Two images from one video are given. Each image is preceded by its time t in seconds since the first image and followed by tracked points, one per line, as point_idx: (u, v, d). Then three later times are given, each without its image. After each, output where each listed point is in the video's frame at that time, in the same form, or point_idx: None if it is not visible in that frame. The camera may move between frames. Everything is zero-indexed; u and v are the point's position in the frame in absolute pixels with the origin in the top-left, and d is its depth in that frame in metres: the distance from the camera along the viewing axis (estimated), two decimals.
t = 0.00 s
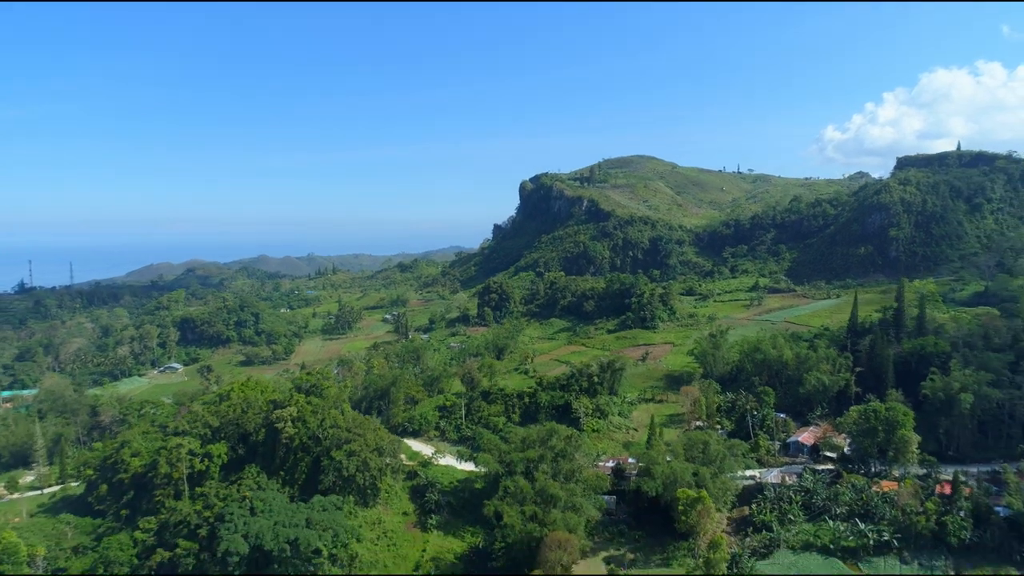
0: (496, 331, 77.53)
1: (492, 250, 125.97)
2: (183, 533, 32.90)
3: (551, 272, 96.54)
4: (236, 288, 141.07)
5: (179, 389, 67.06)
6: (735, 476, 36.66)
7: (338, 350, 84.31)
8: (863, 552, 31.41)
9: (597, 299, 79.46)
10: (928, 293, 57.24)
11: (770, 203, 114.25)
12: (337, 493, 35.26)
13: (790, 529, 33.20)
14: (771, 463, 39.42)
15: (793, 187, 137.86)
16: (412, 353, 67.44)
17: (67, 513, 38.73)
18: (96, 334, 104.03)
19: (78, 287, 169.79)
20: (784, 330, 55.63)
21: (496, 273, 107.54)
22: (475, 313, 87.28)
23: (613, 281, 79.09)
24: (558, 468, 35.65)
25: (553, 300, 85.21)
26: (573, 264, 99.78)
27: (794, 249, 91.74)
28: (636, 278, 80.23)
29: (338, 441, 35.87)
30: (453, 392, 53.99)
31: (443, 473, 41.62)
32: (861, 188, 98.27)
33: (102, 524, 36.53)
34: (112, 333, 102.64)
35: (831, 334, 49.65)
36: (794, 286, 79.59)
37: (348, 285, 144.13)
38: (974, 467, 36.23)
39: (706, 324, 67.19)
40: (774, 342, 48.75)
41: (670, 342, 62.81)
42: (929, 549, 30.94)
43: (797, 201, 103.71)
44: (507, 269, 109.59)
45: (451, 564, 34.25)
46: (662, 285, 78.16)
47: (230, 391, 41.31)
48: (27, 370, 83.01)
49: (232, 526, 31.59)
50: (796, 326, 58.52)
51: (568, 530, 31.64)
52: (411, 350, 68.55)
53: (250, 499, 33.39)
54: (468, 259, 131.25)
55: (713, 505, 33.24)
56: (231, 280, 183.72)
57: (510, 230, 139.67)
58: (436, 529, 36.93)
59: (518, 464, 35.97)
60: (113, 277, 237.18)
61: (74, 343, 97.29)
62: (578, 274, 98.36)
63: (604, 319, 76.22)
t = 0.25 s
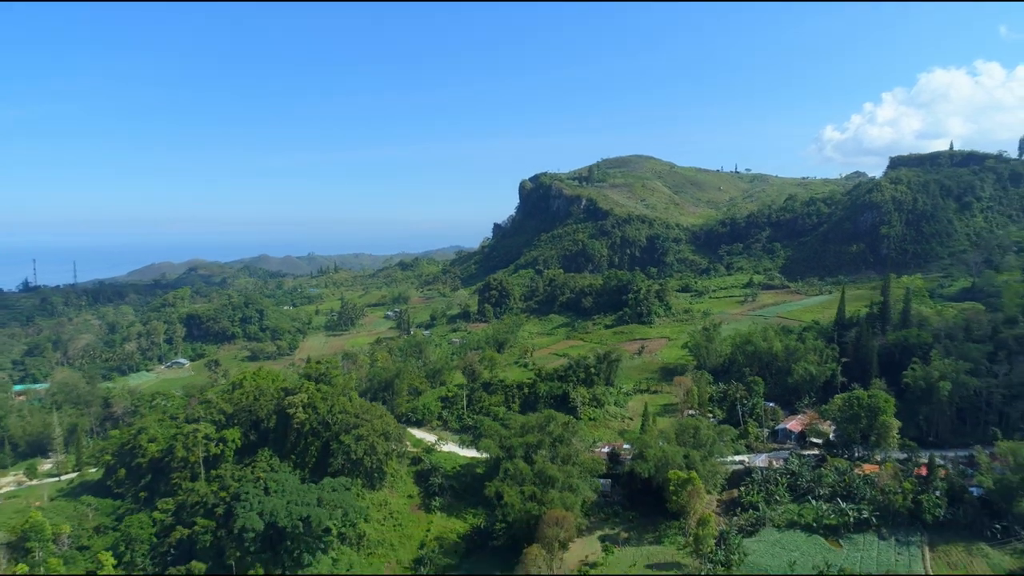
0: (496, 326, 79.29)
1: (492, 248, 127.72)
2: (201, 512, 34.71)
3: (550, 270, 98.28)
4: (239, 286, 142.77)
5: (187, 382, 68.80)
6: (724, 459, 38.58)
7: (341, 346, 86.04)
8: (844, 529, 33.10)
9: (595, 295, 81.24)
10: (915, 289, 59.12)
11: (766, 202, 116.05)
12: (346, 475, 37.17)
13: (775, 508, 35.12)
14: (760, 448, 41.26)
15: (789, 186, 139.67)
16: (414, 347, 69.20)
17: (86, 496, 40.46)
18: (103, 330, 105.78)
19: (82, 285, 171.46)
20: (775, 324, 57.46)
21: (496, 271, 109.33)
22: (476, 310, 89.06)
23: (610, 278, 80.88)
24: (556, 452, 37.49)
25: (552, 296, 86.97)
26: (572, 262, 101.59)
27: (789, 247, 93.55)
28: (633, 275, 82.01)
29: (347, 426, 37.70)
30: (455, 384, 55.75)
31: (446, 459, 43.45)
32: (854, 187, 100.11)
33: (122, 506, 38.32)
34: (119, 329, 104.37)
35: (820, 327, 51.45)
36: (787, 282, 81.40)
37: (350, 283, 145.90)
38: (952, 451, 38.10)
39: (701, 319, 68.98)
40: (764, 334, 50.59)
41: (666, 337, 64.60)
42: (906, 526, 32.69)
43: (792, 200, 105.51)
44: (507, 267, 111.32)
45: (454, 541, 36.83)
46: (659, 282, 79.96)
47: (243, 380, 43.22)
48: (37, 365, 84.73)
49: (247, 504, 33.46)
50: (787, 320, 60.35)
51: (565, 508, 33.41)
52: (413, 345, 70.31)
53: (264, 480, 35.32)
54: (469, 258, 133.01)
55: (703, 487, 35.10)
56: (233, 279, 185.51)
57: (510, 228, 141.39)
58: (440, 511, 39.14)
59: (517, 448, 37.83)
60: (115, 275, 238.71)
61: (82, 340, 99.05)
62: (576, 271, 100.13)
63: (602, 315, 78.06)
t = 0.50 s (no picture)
0: (496, 322, 81.11)
1: (492, 246, 129.54)
2: (217, 493, 36.66)
3: (549, 267, 100.12)
4: (242, 284, 144.57)
5: (195, 376, 70.59)
6: (714, 445, 40.54)
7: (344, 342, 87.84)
8: (826, 508, 34.97)
9: (593, 291, 83.05)
10: (903, 284, 61.01)
11: (761, 201, 117.93)
12: (354, 459, 39.13)
13: (762, 490, 37.02)
14: (749, 435, 43.10)
15: (785, 185, 141.59)
16: (416, 342, 71.07)
17: (105, 481, 42.26)
18: (109, 327, 107.60)
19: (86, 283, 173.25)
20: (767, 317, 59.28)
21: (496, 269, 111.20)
22: (476, 307, 90.87)
23: (608, 275, 82.73)
24: (554, 437, 39.36)
25: (551, 293, 88.79)
26: (571, 260, 103.44)
27: (783, 245, 95.43)
28: (630, 272, 83.85)
29: (355, 412, 39.61)
30: (457, 376, 57.60)
31: (448, 446, 45.32)
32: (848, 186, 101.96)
33: (140, 489, 40.18)
34: (125, 326, 106.22)
35: (809, 320, 53.32)
36: (781, 279, 83.23)
37: (352, 281, 147.73)
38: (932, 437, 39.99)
39: (696, 314, 70.81)
40: (755, 327, 52.44)
41: (661, 331, 66.44)
42: (885, 505, 34.57)
43: (786, 198, 107.39)
44: (507, 264, 113.13)
45: (456, 522, 38.75)
46: (655, 279, 81.81)
47: (254, 370, 45.10)
48: (46, 360, 86.51)
49: (261, 485, 35.46)
50: (779, 314, 62.21)
51: (562, 489, 35.24)
52: (415, 339, 72.18)
53: (277, 463, 37.25)
54: (469, 256, 134.86)
55: (693, 469, 36.86)
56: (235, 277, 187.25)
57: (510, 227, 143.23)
58: (443, 495, 41.05)
59: (517, 433, 39.70)
60: (117, 274, 240.38)
61: (90, 336, 100.86)
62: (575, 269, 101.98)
63: (599, 311, 79.93)
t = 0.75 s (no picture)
0: (496, 317, 83.12)
1: (491, 245, 131.45)
2: (232, 475, 38.60)
3: (548, 264, 102.07)
4: (245, 282, 146.36)
5: (203, 370, 72.46)
6: (704, 431, 42.50)
7: (347, 337, 89.84)
8: (810, 489, 36.87)
9: (590, 288, 84.99)
10: (891, 280, 62.92)
11: (757, 200, 119.87)
12: (362, 444, 41.04)
13: (750, 472, 38.93)
14: (739, 422, 45.01)
15: (781, 184, 143.53)
16: (419, 336, 73.00)
17: (122, 466, 44.16)
18: (116, 324, 109.49)
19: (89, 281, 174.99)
20: (759, 311, 61.14)
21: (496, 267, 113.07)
22: (477, 303, 92.82)
23: (605, 272, 84.67)
24: (552, 423, 41.26)
25: (550, 290, 90.66)
26: (569, 258, 105.35)
27: (777, 243, 97.36)
28: (627, 270, 85.78)
29: (362, 399, 41.57)
30: (458, 368, 59.53)
31: (451, 433, 47.23)
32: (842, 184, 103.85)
33: (156, 473, 42.03)
34: (132, 322, 108.10)
35: (798, 314, 55.25)
36: (775, 276, 85.13)
37: (354, 279, 149.64)
38: (913, 423, 41.98)
39: (691, 309, 72.72)
40: (747, 320, 54.36)
41: (657, 326, 68.30)
42: (865, 486, 36.45)
43: (782, 197, 109.27)
44: (507, 262, 114.99)
45: (459, 504, 40.71)
46: (651, 276, 83.73)
47: (265, 361, 47.11)
48: (56, 355, 88.40)
49: (274, 468, 37.38)
50: (771, 308, 64.10)
51: (560, 471, 37.11)
52: (417, 334, 74.12)
53: (289, 447, 39.17)
54: (469, 254, 136.83)
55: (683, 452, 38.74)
56: (238, 275, 189.16)
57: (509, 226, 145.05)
58: (446, 479, 43.00)
59: (517, 420, 41.62)
60: (120, 272, 242.09)
61: (97, 332, 102.73)
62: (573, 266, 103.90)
63: (597, 307, 81.94)
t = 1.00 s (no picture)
0: (496, 313, 85.02)
1: (491, 243, 133.31)
2: (244, 460, 40.45)
3: (547, 262, 103.93)
4: (248, 280, 148.18)
5: (211, 364, 74.30)
6: (696, 419, 44.34)
7: (350, 333, 91.72)
8: (796, 472, 38.68)
9: (588, 285, 86.87)
10: (880, 276, 64.71)
11: (753, 198, 121.73)
12: (368, 431, 42.86)
13: (739, 457, 40.78)
14: (730, 411, 46.87)
15: (778, 184, 145.38)
16: (421, 331, 74.88)
17: (138, 453, 45.97)
18: (122, 320, 111.31)
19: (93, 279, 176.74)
20: (752, 306, 62.97)
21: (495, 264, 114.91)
22: (477, 299, 94.68)
23: (603, 269, 86.53)
24: (550, 411, 43.10)
25: (549, 287, 92.51)
26: (568, 255, 107.20)
27: (772, 242, 99.24)
28: (624, 267, 87.62)
29: (369, 388, 43.41)
30: (460, 362, 61.34)
31: (453, 422, 49.06)
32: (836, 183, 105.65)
33: (171, 459, 43.88)
34: (138, 319, 109.88)
35: (789, 308, 57.05)
36: (769, 273, 87.01)
37: (355, 277, 151.51)
38: (895, 411, 43.83)
39: (686, 304, 74.58)
40: (739, 314, 56.19)
41: (653, 321, 70.14)
42: (848, 469, 38.30)
43: (777, 196, 111.14)
44: (506, 260, 116.83)
45: (462, 488, 42.60)
46: (648, 273, 85.60)
47: (274, 353, 48.99)
48: (65, 350, 90.24)
49: (285, 452, 39.25)
50: (764, 303, 65.90)
51: (557, 455, 38.94)
52: (419, 329, 76.02)
53: (299, 433, 41.01)
54: (470, 253, 138.70)
55: (675, 438, 40.54)
56: (240, 274, 191.01)
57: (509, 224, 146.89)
58: (449, 465, 44.88)
59: (517, 408, 43.48)
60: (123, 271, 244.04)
61: (104, 328, 104.56)
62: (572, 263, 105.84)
63: (594, 303, 83.87)
